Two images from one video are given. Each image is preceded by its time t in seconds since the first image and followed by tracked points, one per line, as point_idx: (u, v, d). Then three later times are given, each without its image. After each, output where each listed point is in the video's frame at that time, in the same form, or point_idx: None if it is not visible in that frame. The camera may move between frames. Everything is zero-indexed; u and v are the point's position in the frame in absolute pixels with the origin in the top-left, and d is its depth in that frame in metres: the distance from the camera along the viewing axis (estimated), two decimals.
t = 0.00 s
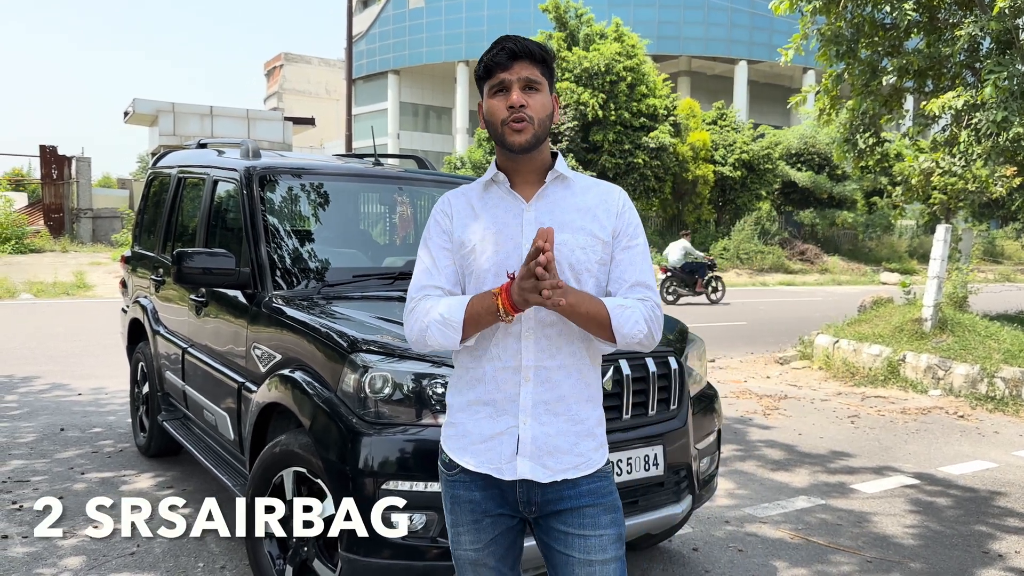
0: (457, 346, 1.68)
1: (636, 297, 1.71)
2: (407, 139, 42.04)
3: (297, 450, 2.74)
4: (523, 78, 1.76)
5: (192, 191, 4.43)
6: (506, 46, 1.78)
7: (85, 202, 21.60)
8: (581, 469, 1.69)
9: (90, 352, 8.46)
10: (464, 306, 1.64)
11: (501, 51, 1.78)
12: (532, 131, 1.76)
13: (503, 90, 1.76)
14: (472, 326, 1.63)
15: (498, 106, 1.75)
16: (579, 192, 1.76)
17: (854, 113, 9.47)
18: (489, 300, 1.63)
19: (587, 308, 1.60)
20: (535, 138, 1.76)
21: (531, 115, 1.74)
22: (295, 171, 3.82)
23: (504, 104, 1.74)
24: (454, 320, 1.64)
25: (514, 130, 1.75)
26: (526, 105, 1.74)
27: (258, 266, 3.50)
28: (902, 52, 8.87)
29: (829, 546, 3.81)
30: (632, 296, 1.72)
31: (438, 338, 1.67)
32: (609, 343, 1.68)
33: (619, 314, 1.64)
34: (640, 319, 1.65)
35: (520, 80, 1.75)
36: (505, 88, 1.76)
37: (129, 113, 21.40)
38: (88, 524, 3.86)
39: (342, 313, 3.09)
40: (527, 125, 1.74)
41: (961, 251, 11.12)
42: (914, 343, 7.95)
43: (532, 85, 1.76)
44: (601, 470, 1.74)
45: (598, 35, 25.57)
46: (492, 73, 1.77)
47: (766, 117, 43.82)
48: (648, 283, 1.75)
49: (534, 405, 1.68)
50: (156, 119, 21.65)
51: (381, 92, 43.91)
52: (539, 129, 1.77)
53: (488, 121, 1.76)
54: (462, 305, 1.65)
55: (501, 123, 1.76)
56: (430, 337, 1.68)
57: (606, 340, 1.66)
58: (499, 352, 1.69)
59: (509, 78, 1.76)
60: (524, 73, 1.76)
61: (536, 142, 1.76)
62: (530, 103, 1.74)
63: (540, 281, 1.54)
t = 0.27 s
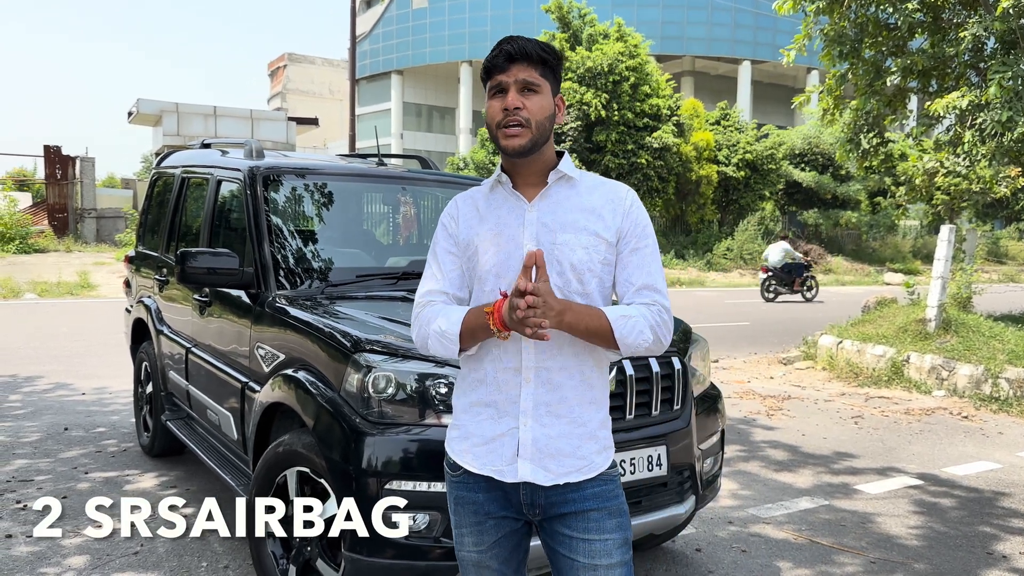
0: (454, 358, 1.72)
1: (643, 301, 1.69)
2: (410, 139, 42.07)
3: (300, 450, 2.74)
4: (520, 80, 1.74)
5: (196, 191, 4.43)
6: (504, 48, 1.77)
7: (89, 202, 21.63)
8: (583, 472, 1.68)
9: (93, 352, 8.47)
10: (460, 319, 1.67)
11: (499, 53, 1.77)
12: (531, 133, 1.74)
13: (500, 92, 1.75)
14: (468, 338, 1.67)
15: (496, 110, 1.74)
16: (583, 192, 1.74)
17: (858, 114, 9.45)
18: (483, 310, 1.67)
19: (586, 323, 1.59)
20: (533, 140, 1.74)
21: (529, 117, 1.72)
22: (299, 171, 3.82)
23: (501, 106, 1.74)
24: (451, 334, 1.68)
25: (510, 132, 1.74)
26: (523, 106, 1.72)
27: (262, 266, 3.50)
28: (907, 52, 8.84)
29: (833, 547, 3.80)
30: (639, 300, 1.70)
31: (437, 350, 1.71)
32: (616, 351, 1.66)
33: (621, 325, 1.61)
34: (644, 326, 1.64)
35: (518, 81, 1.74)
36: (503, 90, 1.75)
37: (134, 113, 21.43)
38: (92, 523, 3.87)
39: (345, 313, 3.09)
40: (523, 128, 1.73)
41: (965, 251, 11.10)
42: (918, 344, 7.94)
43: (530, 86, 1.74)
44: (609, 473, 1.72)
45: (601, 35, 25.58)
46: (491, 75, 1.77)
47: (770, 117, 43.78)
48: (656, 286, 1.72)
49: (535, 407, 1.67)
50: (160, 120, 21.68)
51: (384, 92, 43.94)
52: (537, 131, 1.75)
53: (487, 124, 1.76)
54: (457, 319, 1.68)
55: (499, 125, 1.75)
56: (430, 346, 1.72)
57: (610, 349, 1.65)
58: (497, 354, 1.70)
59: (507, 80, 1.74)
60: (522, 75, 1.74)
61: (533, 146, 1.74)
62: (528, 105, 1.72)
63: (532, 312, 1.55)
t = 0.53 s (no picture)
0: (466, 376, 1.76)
1: (682, 315, 1.66)
2: (411, 139, 42.10)
3: (301, 450, 2.74)
4: (551, 75, 1.73)
5: (197, 191, 4.43)
6: (536, 41, 1.76)
7: (91, 202, 21.66)
8: (607, 484, 1.64)
9: (95, 351, 8.48)
10: (467, 350, 1.71)
11: (530, 46, 1.75)
12: (558, 130, 1.72)
13: (530, 87, 1.74)
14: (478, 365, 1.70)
15: (525, 104, 1.73)
16: (610, 194, 1.71)
17: (859, 113, 9.45)
18: (488, 351, 1.67)
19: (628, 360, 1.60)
20: (560, 137, 1.73)
21: (558, 113, 1.71)
22: (300, 171, 3.82)
23: (530, 100, 1.73)
24: (458, 361, 1.72)
25: (538, 127, 1.72)
26: (553, 102, 1.71)
27: (263, 266, 3.50)
28: (909, 51, 8.83)
29: (834, 547, 3.80)
30: (678, 313, 1.67)
31: (449, 367, 1.77)
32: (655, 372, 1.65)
33: (666, 351, 1.60)
34: (686, 345, 1.62)
35: (548, 76, 1.73)
36: (532, 85, 1.74)
37: (136, 113, 21.46)
38: (94, 523, 3.88)
39: (346, 312, 3.09)
40: (553, 124, 1.72)
41: (966, 251, 11.09)
42: (920, 344, 7.93)
43: (561, 81, 1.73)
44: (633, 484, 1.68)
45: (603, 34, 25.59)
46: (520, 68, 1.76)
47: (771, 117, 43.78)
48: (692, 296, 1.68)
49: (555, 418, 1.65)
50: (162, 120, 21.70)
51: (386, 92, 43.96)
52: (566, 128, 1.74)
53: (515, 118, 1.74)
54: (467, 345, 1.72)
55: (526, 121, 1.74)
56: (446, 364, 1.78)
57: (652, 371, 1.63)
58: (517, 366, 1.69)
59: (537, 74, 1.74)
60: (552, 69, 1.74)
61: (562, 142, 1.73)
62: (558, 101, 1.72)
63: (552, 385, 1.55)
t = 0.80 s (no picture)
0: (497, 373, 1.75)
1: (727, 315, 1.65)
2: (410, 138, 42.09)
3: (300, 450, 2.74)
4: (604, 60, 1.74)
5: (196, 190, 4.43)
6: (590, 25, 1.77)
7: (90, 201, 21.64)
8: (652, 486, 1.66)
9: (94, 351, 8.48)
10: (502, 346, 1.69)
11: (584, 30, 1.76)
12: (609, 118, 1.73)
13: (581, 72, 1.75)
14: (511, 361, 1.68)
15: (576, 89, 1.74)
16: (656, 187, 1.72)
17: (858, 112, 9.44)
18: (523, 347, 1.65)
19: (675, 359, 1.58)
20: (611, 125, 1.74)
21: (610, 100, 1.72)
22: (299, 170, 3.82)
23: (581, 86, 1.74)
24: (492, 357, 1.71)
25: (588, 115, 1.73)
26: (605, 89, 1.72)
27: (262, 265, 3.50)
28: (908, 51, 8.83)
29: (833, 546, 3.80)
30: (724, 313, 1.65)
31: (481, 364, 1.75)
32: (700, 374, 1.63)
33: (711, 352, 1.59)
34: (732, 347, 1.61)
35: (601, 62, 1.74)
36: (583, 70, 1.75)
37: (134, 113, 21.45)
38: (94, 522, 3.88)
39: (345, 312, 3.09)
40: (603, 111, 1.72)
41: (964, 250, 11.09)
42: (919, 343, 7.93)
43: (613, 68, 1.75)
44: (680, 494, 1.70)
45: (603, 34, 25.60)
46: (572, 53, 1.76)
47: (770, 116, 43.78)
48: (738, 296, 1.67)
49: (598, 418, 1.66)
50: (160, 119, 21.68)
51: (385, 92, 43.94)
52: (617, 116, 1.75)
53: (563, 104, 1.75)
54: (503, 342, 1.70)
55: (576, 107, 1.74)
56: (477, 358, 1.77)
57: (697, 372, 1.62)
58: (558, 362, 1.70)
59: (589, 59, 1.75)
60: (606, 55, 1.75)
61: (612, 130, 1.74)
62: (610, 89, 1.73)
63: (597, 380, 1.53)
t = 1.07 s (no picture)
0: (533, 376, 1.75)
1: (773, 325, 1.63)
2: (407, 138, 42.08)
3: (295, 449, 2.73)
4: (650, 59, 1.73)
5: (192, 189, 4.41)
6: (635, 22, 1.74)
7: (86, 200, 21.59)
8: (694, 497, 1.64)
9: (89, 351, 8.46)
10: (538, 349, 1.69)
11: (629, 26, 1.74)
12: (656, 119, 1.72)
13: (626, 70, 1.73)
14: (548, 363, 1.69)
15: (621, 89, 1.72)
16: (700, 190, 1.71)
17: (854, 112, 9.45)
18: (561, 353, 1.65)
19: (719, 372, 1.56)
20: (657, 127, 1.72)
21: (657, 101, 1.71)
22: (295, 169, 3.81)
23: (627, 87, 1.72)
24: (527, 360, 1.71)
25: (635, 116, 1.72)
26: (653, 89, 1.71)
27: (258, 265, 3.50)
28: (904, 50, 8.83)
29: (830, 545, 3.80)
30: (769, 322, 1.64)
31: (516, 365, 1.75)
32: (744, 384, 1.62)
33: (756, 364, 1.56)
34: (778, 359, 1.59)
35: (647, 60, 1.73)
36: (629, 69, 1.73)
37: (130, 112, 21.40)
38: (91, 523, 3.86)
39: (341, 311, 3.08)
40: (651, 112, 1.71)
41: (960, 250, 11.10)
42: (915, 343, 7.94)
43: (659, 66, 1.73)
44: (718, 504, 1.68)
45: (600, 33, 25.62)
46: (616, 49, 1.74)
47: (767, 116, 43.83)
48: (784, 306, 1.65)
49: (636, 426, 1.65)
50: (156, 118, 21.63)
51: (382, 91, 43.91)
52: (663, 116, 1.73)
53: (608, 103, 1.74)
54: (539, 345, 1.69)
55: (621, 107, 1.73)
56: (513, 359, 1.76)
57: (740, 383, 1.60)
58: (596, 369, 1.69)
59: (635, 58, 1.73)
60: (652, 52, 1.73)
61: (660, 131, 1.72)
62: (657, 88, 1.71)
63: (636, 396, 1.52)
